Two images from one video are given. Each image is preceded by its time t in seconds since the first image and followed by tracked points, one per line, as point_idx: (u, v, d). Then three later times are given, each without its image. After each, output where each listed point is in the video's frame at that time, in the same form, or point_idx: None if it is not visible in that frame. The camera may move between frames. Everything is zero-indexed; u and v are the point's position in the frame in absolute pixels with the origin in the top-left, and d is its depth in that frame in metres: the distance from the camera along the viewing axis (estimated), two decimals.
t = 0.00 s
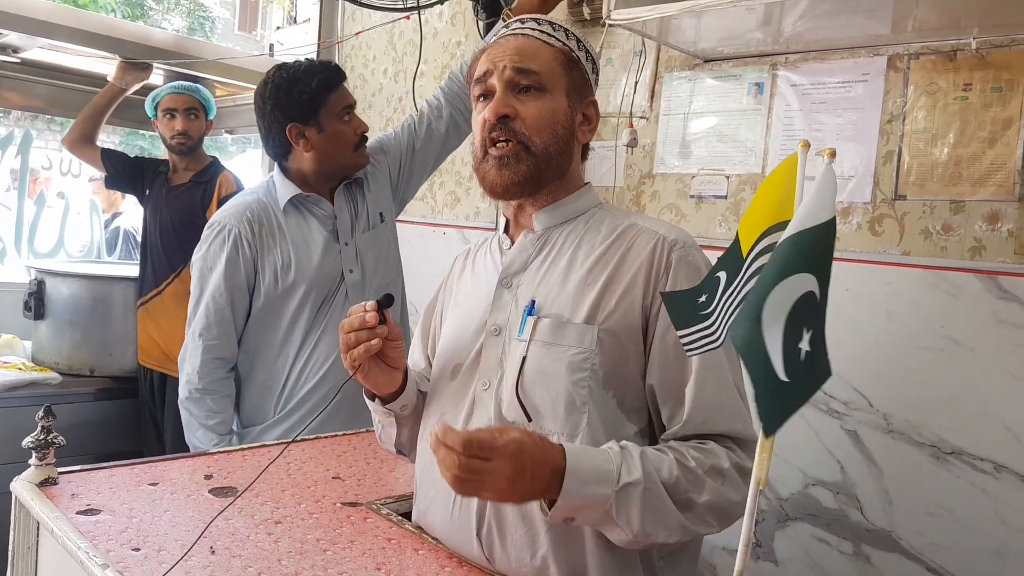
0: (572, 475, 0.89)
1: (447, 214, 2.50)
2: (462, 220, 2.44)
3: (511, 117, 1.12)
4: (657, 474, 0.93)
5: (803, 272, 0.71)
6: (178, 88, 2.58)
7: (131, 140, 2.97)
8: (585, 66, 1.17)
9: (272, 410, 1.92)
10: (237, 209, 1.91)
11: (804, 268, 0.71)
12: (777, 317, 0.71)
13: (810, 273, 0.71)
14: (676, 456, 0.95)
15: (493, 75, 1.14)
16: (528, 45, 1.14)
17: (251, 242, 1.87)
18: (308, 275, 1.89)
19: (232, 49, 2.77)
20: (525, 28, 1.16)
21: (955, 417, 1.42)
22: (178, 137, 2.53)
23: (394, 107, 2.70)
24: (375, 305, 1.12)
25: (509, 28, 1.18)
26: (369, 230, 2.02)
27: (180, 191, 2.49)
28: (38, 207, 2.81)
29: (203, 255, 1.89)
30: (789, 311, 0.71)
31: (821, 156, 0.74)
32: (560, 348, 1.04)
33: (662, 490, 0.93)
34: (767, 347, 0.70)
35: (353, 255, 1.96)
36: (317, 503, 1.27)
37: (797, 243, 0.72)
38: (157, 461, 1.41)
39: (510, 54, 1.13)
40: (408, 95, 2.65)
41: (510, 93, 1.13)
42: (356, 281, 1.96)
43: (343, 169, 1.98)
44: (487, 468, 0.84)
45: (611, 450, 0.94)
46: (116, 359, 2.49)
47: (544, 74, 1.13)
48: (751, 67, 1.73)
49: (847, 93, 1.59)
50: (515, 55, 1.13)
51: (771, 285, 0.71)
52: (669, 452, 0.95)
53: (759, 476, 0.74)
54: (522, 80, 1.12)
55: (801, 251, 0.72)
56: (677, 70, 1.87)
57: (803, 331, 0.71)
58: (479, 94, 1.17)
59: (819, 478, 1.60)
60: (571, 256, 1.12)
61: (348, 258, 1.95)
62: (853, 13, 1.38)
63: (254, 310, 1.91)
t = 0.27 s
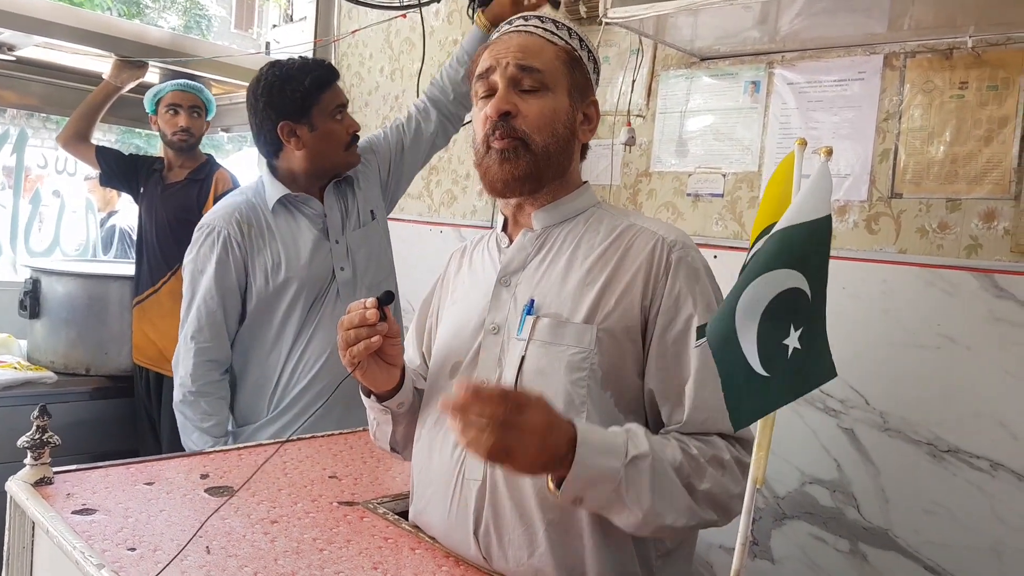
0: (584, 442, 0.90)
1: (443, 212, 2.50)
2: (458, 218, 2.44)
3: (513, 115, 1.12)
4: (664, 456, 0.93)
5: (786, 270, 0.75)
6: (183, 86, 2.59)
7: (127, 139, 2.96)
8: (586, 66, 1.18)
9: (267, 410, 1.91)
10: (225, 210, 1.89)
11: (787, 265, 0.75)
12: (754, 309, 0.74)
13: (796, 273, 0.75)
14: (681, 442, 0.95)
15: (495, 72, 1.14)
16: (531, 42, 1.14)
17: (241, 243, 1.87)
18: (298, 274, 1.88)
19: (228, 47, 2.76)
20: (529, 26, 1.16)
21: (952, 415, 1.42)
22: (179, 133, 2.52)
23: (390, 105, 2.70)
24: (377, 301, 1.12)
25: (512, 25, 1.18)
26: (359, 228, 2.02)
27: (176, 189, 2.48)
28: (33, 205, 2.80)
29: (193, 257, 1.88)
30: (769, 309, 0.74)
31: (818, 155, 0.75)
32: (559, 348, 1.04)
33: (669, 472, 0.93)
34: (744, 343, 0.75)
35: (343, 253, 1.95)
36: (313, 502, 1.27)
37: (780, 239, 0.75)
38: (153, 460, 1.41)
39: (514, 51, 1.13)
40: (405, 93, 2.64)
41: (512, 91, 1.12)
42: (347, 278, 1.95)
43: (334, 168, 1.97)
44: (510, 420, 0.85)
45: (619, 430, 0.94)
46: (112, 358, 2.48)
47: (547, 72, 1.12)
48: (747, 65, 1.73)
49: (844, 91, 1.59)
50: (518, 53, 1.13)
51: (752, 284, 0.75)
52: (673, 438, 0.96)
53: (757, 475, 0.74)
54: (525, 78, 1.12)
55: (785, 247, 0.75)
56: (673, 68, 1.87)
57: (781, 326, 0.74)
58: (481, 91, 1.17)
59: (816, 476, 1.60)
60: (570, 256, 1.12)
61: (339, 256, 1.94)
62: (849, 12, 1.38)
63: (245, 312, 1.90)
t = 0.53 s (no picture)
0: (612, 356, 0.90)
1: (439, 210, 2.50)
2: (455, 217, 2.43)
3: (512, 112, 1.11)
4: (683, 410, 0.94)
5: (791, 267, 0.71)
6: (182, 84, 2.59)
7: (123, 136, 2.95)
8: (584, 64, 1.18)
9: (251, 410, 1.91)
10: (200, 212, 1.89)
11: (791, 263, 0.71)
12: (762, 310, 0.70)
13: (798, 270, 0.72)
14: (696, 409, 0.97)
15: (495, 69, 1.14)
16: (531, 39, 1.14)
17: (217, 245, 1.86)
18: (276, 272, 1.87)
19: (224, 45, 2.76)
20: (528, 22, 1.16)
21: (948, 413, 1.42)
22: (179, 130, 2.52)
23: (387, 103, 2.70)
24: (372, 294, 1.10)
25: (510, 22, 1.18)
26: (341, 226, 2.01)
27: (173, 187, 2.47)
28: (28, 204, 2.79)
29: (171, 261, 1.89)
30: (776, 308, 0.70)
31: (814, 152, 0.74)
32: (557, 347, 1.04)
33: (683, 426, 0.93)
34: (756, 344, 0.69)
35: (323, 250, 1.94)
36: (309, 500, 1.26)
37: (784, 236, 0.71)
38: (148, 459, 1.40)
39: (513, 48, 1.13)
40: (401, 91, 2.64)
41: (512, 88, 1.12)
42: (328, 275, 1.94)
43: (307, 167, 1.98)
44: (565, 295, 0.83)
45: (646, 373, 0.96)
46: (108, 356, 2.48)
47: (546, 69, 1.12)
48: (744, 64, 1.73)
49: (840, 89, 1.59)
50: (518, 49, 1.13)
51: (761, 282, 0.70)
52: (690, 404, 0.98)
53: (754, 473, 0.74)
54: (525, 75, 1.12)
55: (789, 244, 0.71)
56: (670, 67, 1.87)
57: (784, 325, 0.71)
58: (478, 88, 1.16)
59: (812, 474, 1.60)
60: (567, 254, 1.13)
61: (318, 254, 1.93)
62: (846, 10, 1.38)
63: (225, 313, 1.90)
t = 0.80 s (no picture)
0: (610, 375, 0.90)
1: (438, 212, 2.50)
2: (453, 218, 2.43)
3: (511, 117, 1.11)
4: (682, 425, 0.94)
5: (795, 272, 0.71)
6: (184, 87, 2.58)
7: (122, 139, 2.95)
8: (580, 66, 1.18)
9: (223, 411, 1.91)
10: (182, 211, 1.92)
11: (792, 268, 0.71)
12: (765, 317, 0.70)
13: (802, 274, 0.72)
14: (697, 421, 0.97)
15: (491, 73, 1.13)
16: (526, 42, 1.14)
17: (195, 244, 1.89)
18: (249, 274, 1.88)
19: (222, 47, 2.76)
20: (522, 24, 1.16)
21: (947, 415, 1.42)
22: (178, 133, 2.51)
23: (385, 105, 2.70)
24: (366, 298, 1.10)
25: (505, 23, 1.18)
26: (322, 233, 2.00)
27: (172, 191, 2.47)
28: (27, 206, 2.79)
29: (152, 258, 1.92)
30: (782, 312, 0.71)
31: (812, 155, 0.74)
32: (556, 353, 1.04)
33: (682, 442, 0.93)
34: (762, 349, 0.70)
35: (300, 255, 1.93)
36: (309, 503, 1.27)
37: (785, 241, 0.71)
38: (148, 462, 1.41)
39: (509, 51, 1.13)
40: (399, 93, 2.64)
41: (509, 92, 1.12)
42: (304, 281, 1.93)
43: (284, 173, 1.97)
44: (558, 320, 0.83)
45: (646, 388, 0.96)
46: (107, 359, 2.48)
47: (543, 73, 1.13)
48: (741, 65, 1.73)
49: (837, 90, 1.59)
50: (514, 53, 1.13)
51: (766, 286, 0.71)
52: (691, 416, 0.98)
53: (753, 477, 0.74)
54: (522, 79, 1.12)
55: (790, 249, 0.71)
56: (668, 68, 1.87)
57: (788, 329, 0.72)
58: (474, 91, 1.16)
59: (811, 476, 1.61)
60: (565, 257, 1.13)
61: (294, 258, 1.92)
62: (843, 11, 1.38)
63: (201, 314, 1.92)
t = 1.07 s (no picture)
0: (604, 467, 0.89)
1: (442, 216, 2.50)
2: (457, 222, 2.44)
3: (508, 136, 1.12)
4: (676, 474, 0.93)
5: (793, 276, 0.72)
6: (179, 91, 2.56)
7: (126, 142, 2.96)
8: (578, 71, 1.18)
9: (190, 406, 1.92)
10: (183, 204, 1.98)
11: (793, 273, 0.72)
12: (761, 320, 0.72)
13: (801, 279, 0.72)
14: (691, 460, 0.95)
15: (487, 89, 1.13)
16: (521, 53, 1.13)
17: (189, 235, 1.94)
18: (225, 274, 1.87)
19: (227, 51, 2.77)
20: (517, 34, 1.15)
21: (954, 420, 1.42)
22: (176, 139, 2.52)
23: (388, 109, 2.70)
24: (372, 311, 1.11)
25: (500, 33, 1.17)
26: (310, 247, 1.95)
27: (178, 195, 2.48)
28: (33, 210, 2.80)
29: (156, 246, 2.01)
30: (776, 316, 0.72)
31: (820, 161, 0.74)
32: (562, 361, 1.04)
33: (680, 491, 0.93)
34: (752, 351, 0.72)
35: (279, 264, 1.89)
36: (314, 507, 1.27)
37: (784, 246, 0.72)
38: (154, 465, 1.41)
39: (504, 65, 1.12)
40: (403, 97, 2.64)
41: (506, 109, 1.12)
42: (278, 291, 1.88)
43: (282, 180, 1.95)
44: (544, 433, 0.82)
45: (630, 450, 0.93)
46: (112, 361, 2.48)
47: (539, 86, 1.12)
48: (746, 69, 1.73)
49: (842, 95, 1.59)
50: (509, 67, 1.12)
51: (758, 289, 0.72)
52: (683, 453, 0.96)
53: (760, 483, 0.74)
54: (517, 94, 1.12)
55: (788, 254, 0.72)
56: (672, 72, 1.87)
57: (785, 333, 0.72)
58: (471, 107, 1.16)
59: (817, 481, 1.60)
60: (571, 266, 1.12)
61: (273, 266, 1.89)
62: (848, 16, 1.38)
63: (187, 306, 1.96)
